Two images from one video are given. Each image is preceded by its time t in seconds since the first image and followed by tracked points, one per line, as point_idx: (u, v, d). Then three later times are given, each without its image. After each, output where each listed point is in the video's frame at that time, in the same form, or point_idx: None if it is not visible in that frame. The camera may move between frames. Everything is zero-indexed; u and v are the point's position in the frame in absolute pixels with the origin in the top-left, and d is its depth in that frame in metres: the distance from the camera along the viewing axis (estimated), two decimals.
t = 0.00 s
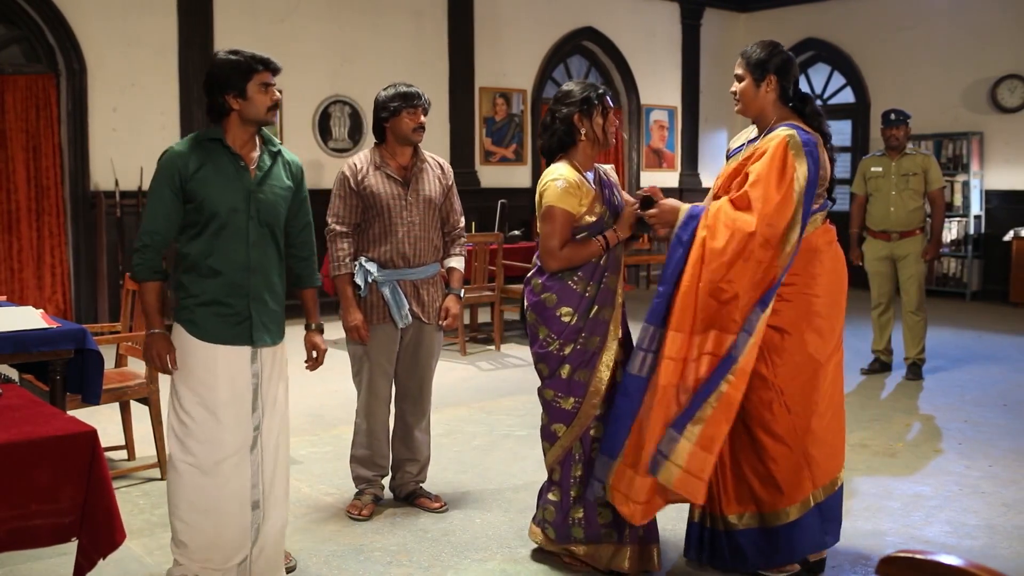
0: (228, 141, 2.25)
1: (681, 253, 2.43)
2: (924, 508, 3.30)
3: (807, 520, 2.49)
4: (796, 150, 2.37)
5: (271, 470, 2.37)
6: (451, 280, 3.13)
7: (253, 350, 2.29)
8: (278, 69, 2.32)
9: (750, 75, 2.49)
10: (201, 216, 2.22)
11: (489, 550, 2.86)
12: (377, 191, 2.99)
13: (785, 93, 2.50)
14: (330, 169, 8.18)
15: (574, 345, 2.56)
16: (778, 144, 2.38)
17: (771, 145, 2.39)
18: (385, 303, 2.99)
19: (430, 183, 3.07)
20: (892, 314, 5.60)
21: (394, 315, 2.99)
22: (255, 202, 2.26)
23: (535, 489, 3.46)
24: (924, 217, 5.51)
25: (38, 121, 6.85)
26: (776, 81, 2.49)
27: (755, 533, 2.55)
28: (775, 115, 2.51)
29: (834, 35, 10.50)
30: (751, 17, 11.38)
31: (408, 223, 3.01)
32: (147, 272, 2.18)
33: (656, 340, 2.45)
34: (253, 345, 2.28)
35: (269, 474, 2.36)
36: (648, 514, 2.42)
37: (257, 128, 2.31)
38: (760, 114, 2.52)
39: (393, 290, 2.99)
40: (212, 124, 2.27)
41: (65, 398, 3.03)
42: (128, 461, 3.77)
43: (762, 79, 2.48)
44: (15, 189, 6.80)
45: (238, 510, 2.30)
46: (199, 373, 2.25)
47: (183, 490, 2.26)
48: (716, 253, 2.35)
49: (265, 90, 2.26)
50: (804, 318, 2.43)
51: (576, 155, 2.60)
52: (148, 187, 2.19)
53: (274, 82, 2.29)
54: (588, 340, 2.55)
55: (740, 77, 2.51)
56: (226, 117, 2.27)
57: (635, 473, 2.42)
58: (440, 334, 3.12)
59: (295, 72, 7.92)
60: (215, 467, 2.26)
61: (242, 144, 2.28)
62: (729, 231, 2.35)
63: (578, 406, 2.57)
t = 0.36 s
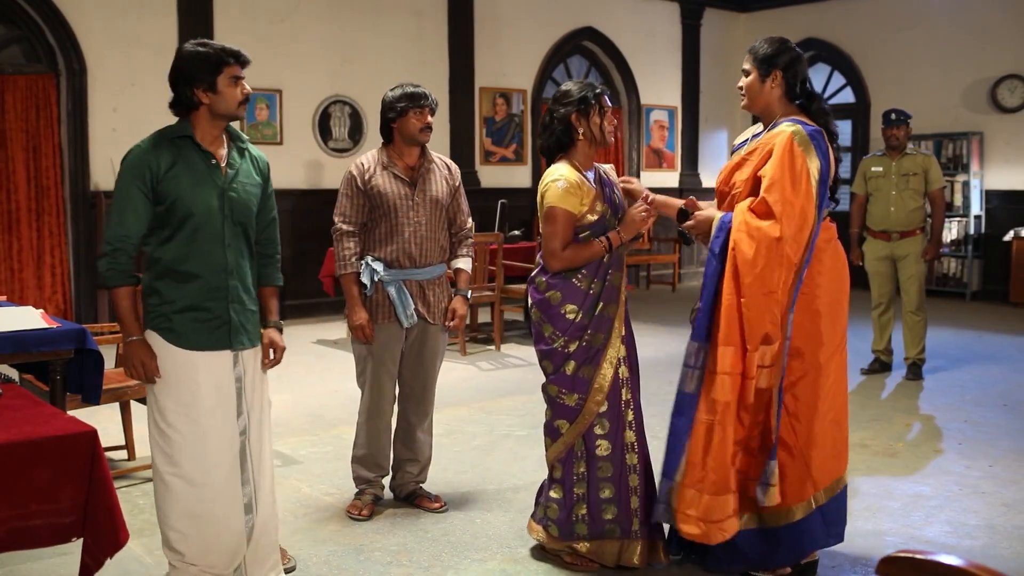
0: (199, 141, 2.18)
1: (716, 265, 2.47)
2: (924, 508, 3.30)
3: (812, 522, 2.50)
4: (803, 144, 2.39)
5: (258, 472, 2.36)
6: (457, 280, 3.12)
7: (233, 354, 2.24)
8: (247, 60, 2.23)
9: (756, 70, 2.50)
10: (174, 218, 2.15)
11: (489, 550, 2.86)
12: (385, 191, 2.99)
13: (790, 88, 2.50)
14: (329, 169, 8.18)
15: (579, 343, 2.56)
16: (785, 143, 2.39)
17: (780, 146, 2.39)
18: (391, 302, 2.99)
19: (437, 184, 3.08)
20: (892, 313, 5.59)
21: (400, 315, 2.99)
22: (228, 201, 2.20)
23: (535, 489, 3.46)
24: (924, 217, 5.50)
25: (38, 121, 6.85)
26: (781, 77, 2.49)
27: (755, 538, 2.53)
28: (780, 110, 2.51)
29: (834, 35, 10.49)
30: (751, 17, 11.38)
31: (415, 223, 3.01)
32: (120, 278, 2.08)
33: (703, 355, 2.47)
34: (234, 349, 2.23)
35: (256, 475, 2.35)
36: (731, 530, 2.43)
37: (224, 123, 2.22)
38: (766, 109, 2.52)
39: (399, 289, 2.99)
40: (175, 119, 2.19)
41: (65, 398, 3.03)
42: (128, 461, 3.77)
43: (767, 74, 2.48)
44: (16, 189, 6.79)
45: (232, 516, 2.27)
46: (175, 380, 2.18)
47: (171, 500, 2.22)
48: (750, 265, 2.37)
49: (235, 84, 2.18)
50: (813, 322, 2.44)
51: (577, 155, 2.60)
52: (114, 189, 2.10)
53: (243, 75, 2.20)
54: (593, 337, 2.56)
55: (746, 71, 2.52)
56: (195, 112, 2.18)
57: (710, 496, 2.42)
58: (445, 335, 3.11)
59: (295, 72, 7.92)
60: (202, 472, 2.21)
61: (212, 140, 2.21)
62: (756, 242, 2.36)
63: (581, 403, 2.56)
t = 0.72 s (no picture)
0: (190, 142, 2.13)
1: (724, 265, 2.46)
2: (925, 508, 3.30)
3: (822, 527, 2.50)
4: (809, 143, 2.39)
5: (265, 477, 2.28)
6: (461, 281, 3.12)
7: (230, 357, 2.21)
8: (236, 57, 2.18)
9: (766, 69, 2.50)
10: (167, 221, 2.10)
11: (489, 550, 2.86)
12: (390, 191, 2.99)
13: (800, 88, 2.50)
14: (329, 169, 8.18)
15: (579, 341, 2.56)
16: (791, 142, 2.39)
17: (788, 145, 2.39)
18: (395, 301, 2.99)
19: (443, 184, 3.07)
20: (892, 313, 5.59)
21: (403, 313, 2.98)
22: (218, 203, 2.15)
23: (535, 489, 3.46)
24: (924, 217, 5.51)
25: (38, 121, 6.85)
26: (790, 76, 2.48)
27: (762, 547, 2.46)
28: (790, 109, 2.51)
29: (834, 35, 10.49)
30: (751, 17, 11.38)
31: (420, 223, 3.01)
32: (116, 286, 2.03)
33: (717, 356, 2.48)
34: (231, 351, 2.19)
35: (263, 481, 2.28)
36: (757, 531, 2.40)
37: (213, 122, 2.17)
38: (776, 109, 2.52)
39: (402, 288, 2.99)
40: (163, 120, 2.13)
41: (65, 398, 3.03)
42: (128, 461, 3.76)
43: (776, 73, 2.48)
44: (16, 189, 6.79)
45: (236, 520, 2.19)
46: (173, 382, 2.13)
47: (158, 501, 2.13)
48: (750, 264, 2.37)
49: (225, 82, 2.13)
50: (820, 324, 2.44)
51: (580, 154, 2.60)
52: (104, 194, 2.03)
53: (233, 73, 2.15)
54: (594, 335, 2.56)
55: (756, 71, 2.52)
56: (184, 112, 2.13)
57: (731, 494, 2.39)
58: (448, 335, 3.10)
59: (295, 72, 7.92)
60: (201, 476, 2.13)
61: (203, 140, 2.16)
62: (754, 242, 2.37)
63: (581, 401, 2.56)
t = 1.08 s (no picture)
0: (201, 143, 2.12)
1: (727, 264, 2.47)
2: (925, 508, 3.30)
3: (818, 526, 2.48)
4: (816, 142, 2.40)
5: (266, 485, 2.25)
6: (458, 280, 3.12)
7: (239, 360, 2.18)
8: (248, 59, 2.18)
9: (765, 69, 2.50)
10: (179, 222, 2.08)
11: (490, 550, 2.86)
12: (387, 191, 2.99)
13: (799, 87, 2.50)
14: (329, 169, 8.18)
15: (582, 340, 2.56)
16: (798, 140, 2.40)
17: (796, 141, 2.39)
18: (393, 301, 2.99)
19: (439, 184, 3.08)
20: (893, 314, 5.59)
21: (402, 315, 2.99)
22: (230, 204, 2.14)
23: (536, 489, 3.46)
24: (924, 217, 5.51)
25: (39, 121, 6.86)
26: (790, 74, 2.49)
27: (763, 547, 2.48)
28: (790, 108, 2.51)
29: (834, 35, 10.49)
30: (751, 17, 11.38)
31: (417, 223, 3.01)
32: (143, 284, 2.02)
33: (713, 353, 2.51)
34: (240, 354, 2.17)
35: (264, 490, 2.24)
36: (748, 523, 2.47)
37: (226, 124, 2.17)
38: (776, 108, 2.52)
39: (401, 289, 2.99)
40: (175, 122, 2.12)
41: (66, 398, 3.03)
42: (128, 461, 3.76)
43: (775, 72, 2.49)
44: (16, 189, 6.80)
45: (238, 527, 2.15)
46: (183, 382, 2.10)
47: (160, 505, 2.10)
48: (757, 261, 2.37)
49: (238, 82, 2.13)
50: (813, 321, 2.43)
51: (586, 155, 2.60)
52: (116, 192, 2.03)
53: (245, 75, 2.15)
54: (598, 334, 2.56)
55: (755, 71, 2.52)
56: (196, 113, 2.12)
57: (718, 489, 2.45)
58: (446, 335, 3.11)
59: (295, 72, 7.91)
60: (205, 481, 2.09)
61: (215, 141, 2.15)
62: (762, 238, 2.37)
63: (584, 399, 2.56)
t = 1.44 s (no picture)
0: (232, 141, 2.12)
1: (724, 264, 2.47)
2: (925, 508, 3.30)
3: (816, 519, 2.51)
4: (810, 142, 2.40)
5: (280, 483, 2.22)
6: (445, 281, 3.13)
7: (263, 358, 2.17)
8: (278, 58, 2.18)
9: (757, 70, 2.50)
10: (209, 219, 2.08)
11: (490, 550, 2.86)
12: (376, 191, 2.98)
13: (790, 88, 2.50)
14: (329, 169, 8.18)
15: (587, 339, 2.56)
16: (792, 139, 2.40)
17: (789, 141, 2.39)
18: (384, 304, 2.99)
19: (425, 183, 3.08)
20: (893, 314, 5.59)
21: (393, 316, 2.98)
22: (258, 201, 2.14)
23: (536, 490, 3.46)
24: (924, 217, 5.51)
25: (38, 121, 6.85)
26: (781, 76, 2.49)
27: (763, 544, 2.49)
28: (782, 110, 2.51)
29: (834, 35, 10.49)
30: (752, 17, 11.39)
31: (407, 222, 3.01)
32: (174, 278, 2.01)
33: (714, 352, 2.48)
34: (263, 353, 2.16)
35: (277, 487, 2.21)
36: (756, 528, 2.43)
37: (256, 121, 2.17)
38: (768, 108, 2.52)
39: (391, 291, 2.99)
40: (205, 118, 2.11)
41: (66, 398, 3.03)
42: (128, 461, 3.76)
43: (767, 73, 2.48)
44: (16, 189, 6.79)
45: (249, 526, 2.13)
46: (200, 382, 2.08)
47: (169, 505, 2.09)
48: (756, 260, 2.37)
49: (269, 81, 2.13)
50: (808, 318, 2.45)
51: (590, 155, 2.60)
52: (149, 187, 2.02)
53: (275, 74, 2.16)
54: (603, 333, 2.56)
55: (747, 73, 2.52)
56: (226, 111, 2.12)
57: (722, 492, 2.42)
58: (433, 334, 3.11)
59: (295, 72, 7.91)
60: (217, 482, 2.08)
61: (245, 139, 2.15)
62: (761, 236, 2.37)
63: (588, 397, 2.56)
